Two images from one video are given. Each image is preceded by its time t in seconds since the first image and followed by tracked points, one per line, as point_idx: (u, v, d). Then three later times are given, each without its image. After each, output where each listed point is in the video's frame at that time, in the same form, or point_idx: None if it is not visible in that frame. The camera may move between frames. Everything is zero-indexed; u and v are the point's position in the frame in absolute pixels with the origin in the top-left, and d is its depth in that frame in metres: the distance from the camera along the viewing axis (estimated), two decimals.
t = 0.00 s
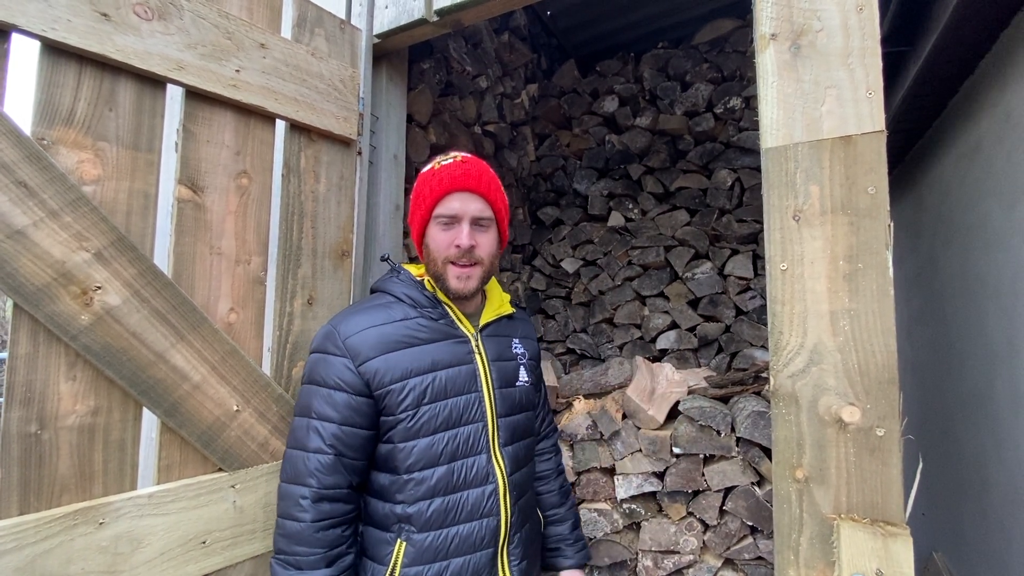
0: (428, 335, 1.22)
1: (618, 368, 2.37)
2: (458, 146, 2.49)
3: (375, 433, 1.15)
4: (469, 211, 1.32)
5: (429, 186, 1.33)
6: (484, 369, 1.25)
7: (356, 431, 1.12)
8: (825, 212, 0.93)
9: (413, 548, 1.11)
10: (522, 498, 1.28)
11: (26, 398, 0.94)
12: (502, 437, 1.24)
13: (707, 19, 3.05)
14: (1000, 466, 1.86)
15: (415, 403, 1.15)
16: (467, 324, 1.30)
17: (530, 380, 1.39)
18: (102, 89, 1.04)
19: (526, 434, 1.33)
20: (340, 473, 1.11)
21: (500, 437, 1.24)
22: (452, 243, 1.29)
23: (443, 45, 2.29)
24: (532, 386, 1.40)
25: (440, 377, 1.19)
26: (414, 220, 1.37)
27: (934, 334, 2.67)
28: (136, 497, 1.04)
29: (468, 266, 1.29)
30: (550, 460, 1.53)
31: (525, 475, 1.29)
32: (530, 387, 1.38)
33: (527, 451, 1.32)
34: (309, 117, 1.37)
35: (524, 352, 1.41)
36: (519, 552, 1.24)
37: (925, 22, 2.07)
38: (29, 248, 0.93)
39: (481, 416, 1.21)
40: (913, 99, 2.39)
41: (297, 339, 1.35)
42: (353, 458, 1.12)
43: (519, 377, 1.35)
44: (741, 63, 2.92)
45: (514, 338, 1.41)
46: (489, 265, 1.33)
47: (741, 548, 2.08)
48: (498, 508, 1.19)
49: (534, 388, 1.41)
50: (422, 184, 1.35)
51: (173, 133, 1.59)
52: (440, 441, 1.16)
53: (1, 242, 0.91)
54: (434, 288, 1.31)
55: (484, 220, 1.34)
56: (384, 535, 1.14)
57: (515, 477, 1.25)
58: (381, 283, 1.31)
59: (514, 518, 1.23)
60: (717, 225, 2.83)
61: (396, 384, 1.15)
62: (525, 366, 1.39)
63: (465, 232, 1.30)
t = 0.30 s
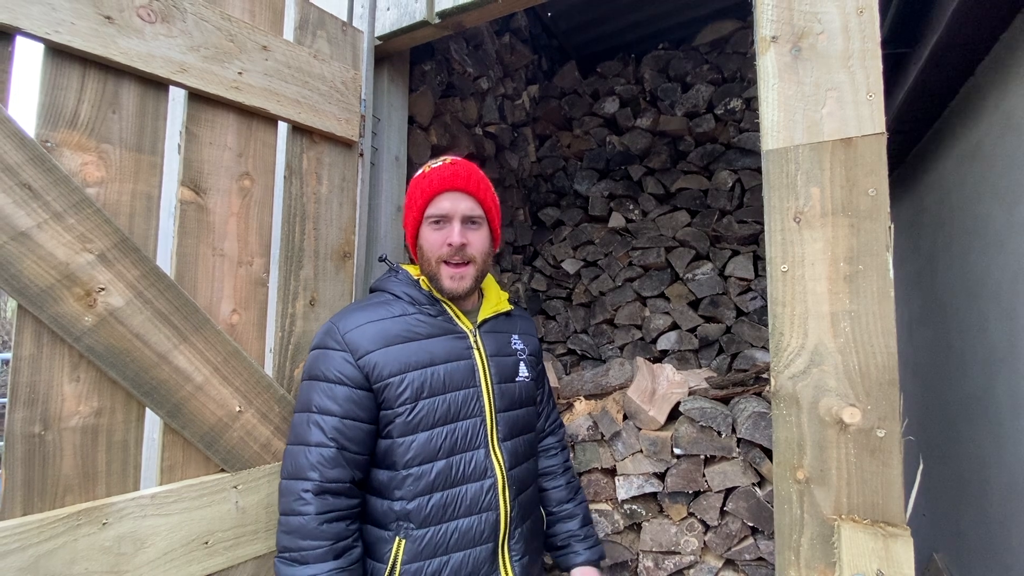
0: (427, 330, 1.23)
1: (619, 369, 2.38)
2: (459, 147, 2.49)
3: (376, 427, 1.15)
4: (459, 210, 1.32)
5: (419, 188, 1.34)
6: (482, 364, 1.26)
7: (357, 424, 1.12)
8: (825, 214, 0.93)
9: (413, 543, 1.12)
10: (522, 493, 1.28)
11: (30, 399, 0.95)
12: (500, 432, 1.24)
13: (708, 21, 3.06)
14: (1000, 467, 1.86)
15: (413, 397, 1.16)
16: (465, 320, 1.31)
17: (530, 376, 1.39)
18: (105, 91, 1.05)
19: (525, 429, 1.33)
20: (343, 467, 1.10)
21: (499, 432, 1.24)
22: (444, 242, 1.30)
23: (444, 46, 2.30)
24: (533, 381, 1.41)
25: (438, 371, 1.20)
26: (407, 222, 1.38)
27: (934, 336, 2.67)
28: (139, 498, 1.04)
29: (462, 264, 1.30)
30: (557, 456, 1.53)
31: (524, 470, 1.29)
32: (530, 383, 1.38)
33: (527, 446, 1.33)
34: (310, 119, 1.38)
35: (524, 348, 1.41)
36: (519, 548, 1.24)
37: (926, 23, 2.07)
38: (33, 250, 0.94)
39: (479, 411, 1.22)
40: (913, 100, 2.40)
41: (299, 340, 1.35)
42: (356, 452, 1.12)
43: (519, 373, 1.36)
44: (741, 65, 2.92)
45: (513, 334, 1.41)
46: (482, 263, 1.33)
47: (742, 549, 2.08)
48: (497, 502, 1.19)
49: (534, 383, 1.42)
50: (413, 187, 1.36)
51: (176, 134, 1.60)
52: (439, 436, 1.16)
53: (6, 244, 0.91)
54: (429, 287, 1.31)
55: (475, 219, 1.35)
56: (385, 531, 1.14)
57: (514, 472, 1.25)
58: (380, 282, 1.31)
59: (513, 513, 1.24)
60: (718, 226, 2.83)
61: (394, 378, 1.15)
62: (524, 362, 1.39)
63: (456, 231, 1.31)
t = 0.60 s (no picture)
0: (426, 334, 1.23)
1: (620, 369, 2.39)
2: (460, 148, 2.50)
3: (373, 431, 1.16)
4: (455, 212, 1.33)
5: (416, 190, 1.35)
6: (481, 367, 1.26)
7: (352, 429, 1.12)
8: (825, 216, 0.93)
9: (411, 546, 1.12)
10: (521, 496, 1.28)
11: (33, 400, 0.95)
12: (499, 435, 1.25)
13: (708, 22, 3.07)
14: (1000, 468, 1.86)
15: (411, 401, 1.16)
16: (464, 323, 1.31)
17: (530, 379, 1.39)
18: (108, 93, 1.05)
19: (525, 432, 1.33)
20: (336, 472, 1.11)
21: (498, 435, 1.24)
22: (441, 244, 1.30)
23: (444, 48, 2.30)
24: (532, 385, 1.41)
25: (436, 375, 1.20)
26: (405, 225, 1.39)
27: (934, 336, 2.68)
28: (141, 499, 1.05)
29: (459, 267, 1.30)
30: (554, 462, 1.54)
31: (523, 473, 1.30)
32: (529, 386, 1.38)
33: (527, 449, 1.33)
34: (312, 120, 1.38)
35: (524, 351, 1.42)
36: (518, 551, 1.24)
37: (926, 25, 2.07)
38: (37, 251, 0.94)
39: (478, 414, 1.22)
40: (913, 102, 2.40)
41: (300, 341, 1.36)
42: (351, 457, 1.13)
43: (518, 376, 1.36)
44: (741, 66, 2.93)
45: (513, 337, 1.41)
46: (480, 264, 1.33)
47: (742, 550, 2.09)
48: (496, 506, 1.19)
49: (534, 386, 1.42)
50: (410, 189, 1.37)
51: (177, 136, 1.60)
52: (437, 439, 1.17)
53: (10, 245, 0.91)
54: (429, 290, 1.32)
55: (472, 220, 1.35)
56: (384, 533, 1.15)
57: (513, 475, 1.25)
58: (381, 285, 1.31)
59: (512, 516, 1.24)
60: (718, 227, 2.84)
61: (392, 383, 1.16)
62: (524, 365, 1.40)
63: (452, 233, 1.31)
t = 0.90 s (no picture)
0: (423, 335, 1.24)
1: (620, 371, 2.40)
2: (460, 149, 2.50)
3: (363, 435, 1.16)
4: (456, 215, 1.33)
5: (420, 192, 1.36)
6: (477, 368, 1.26)
7: (336, 429, 1.12)
8: (824, 218, 0.94)
9: (408, 547, 1.12)
10: (518, 498, 1.28)
11: (33, 402, 0.96)
12: (496, 436, 1.25)
13: (708, 23, 3.07)
14: (1000, 469, 1.86)
15: (407, 402, 1.16)
16: (461, 325, 1.31)
17: (527, 380, 1.39)
18: (108, 95, 1.05)
19: (522, 433, 1.33)
20: (312, 467, 1.09)
21: (494, 436, 1.24)
22: (441, 246, 1.31)
23: (444, 49, 2.31)
24: (529, 386, 1.41)
25: (433, 377, 1.20)
26: (409, 224, 1.41)
27: (934, 338, 2.68)
28: (141, 501, 1.05)
29: (457, 268, 1.30)
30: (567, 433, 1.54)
31: (520, 475, 1.29)
32: (526, 387, 1.38)
33: (524, 450, 1.33)
34: (312, 122, 1.38)
35: (520, 352, 1.42)
36: (515, 553, 1.24)
37: (925, 26, 2.07)
38: (37, 253, 0.94)
39: (474, 415, 1.22)
40: (913, 103, 2.40)
41: (300, 342, 1.36)
42: (328, 456, 1.11)
43: (515, 377, 1.36)
44: (740, 67, 2.94)
45: (510, 338, 1.42)
46: (478, 268, 1.34)
47: (741, 551, 2.09)
48: (493, 507, 1.19)
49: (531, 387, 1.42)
50: (414, 190, 1.38)
51: (178, 138, 1.61)
52: (433, 441, 1.17)
53: (10, 247, 0.92)
54: (427, 291, 1.32)
55: (473, 224, 1.35)
56: (380, 535, 1.15)
57: (510, 476, 1.26)
58: (378, 286, 1.32)
59: (509, 517, 1.24)
60: (718, 228, 2.84)
61: (388, 384, 1.16)
62: (521, 366, 1.40)
63: (452, 236, 1.31)
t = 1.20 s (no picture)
0: (423, 335, 1.24)
1: (619, 372, 2.39)
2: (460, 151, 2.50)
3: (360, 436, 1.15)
4: (469, 218, 1.33)
5: (431, 192, 1.36)
6: (478, 368, 1.26)
7: (328, 423, 1.09)
8: (824, 219, 0.94)
9: (409, 547, 1.12)
10: (519, 498, 1.28)
11: (34, 403, 0.96)
12: (496, 436, 1.25)
13: (708, 24, 3.07)
14: (1000, 469, 1.86)
15: (407, 402, 1.17)
16: (462, 325, 1.31)
17: (527, 381, 1.39)
18: (109, 97, 1.06)
19: (523, 434, 1.33)
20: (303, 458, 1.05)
21: (494, 436, 1.24)
22: (451, 247, 1.31)
23: (444, 51, 2.31)
24: (530, 386, 1.41)
25: (434, 377, 1.21)
26: (417, 223, 1.40)
27: (934, 338, 2.67)
28: (141, 501, 1.06)
29: (466, 270, 1.30)
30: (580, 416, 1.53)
31: (520, 475, 1.29)
32: (527, 387, 1.39)
33: (524, 451, 1.33)
34: (312, 123, 1.39)
35: (521, 352, 1.42)
36: (516, 553, 1.24)
37: (925, 27, 2.07)
38: (38, 255, 0.94)
39: (475, 415, 1.23)
40: (913, 104, 2.40)
41: (301, 343, 1.36)
42: (322, 448, 1.07)
43: (515, 378, 1.36)
44: (741, 68, 2.94)
45: (510, 339, 1.42)
46: (485, 270, 1.34)
47: (742, 552, 2.09)
48: (493, 507, 1.19)
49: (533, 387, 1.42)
50: (425, 190, 1.38)
51: (179, 139, 1.61)
52: (433, 440, 1.17)
53: (11, 249, 0.92)
54: (429, 291, 1.33)
55: (483, 228, 1.36)
56: (379, 537, 1.14)
57: (510, 477, 1.26)
58: (380, 287, 1.32)
59: (510, 517, 1.24)
60: (718, 229, 2.84)
61: (388, 383, 1.16)
62: (522, 367, 1.40)
63: (464, 238, 1.32)
